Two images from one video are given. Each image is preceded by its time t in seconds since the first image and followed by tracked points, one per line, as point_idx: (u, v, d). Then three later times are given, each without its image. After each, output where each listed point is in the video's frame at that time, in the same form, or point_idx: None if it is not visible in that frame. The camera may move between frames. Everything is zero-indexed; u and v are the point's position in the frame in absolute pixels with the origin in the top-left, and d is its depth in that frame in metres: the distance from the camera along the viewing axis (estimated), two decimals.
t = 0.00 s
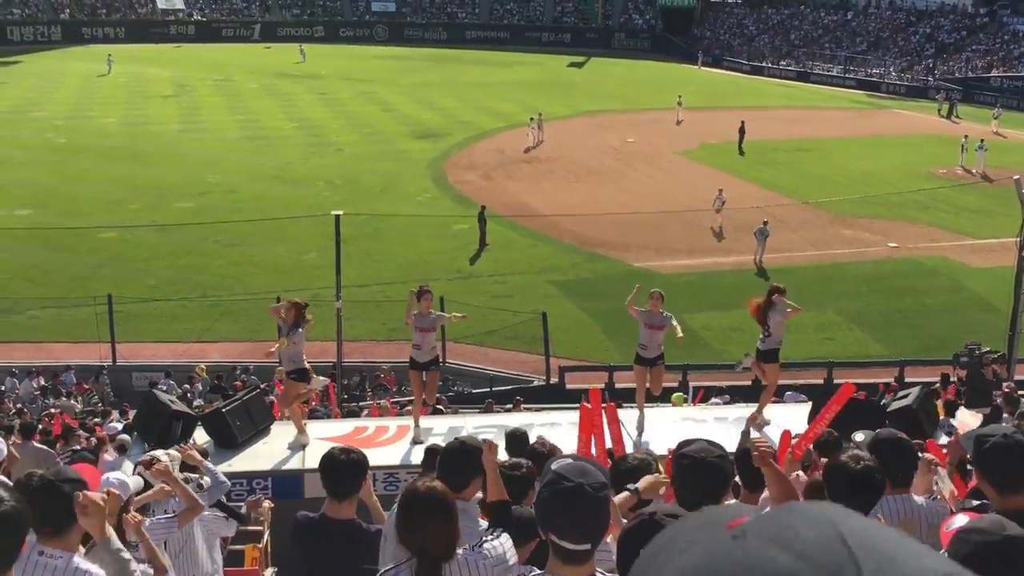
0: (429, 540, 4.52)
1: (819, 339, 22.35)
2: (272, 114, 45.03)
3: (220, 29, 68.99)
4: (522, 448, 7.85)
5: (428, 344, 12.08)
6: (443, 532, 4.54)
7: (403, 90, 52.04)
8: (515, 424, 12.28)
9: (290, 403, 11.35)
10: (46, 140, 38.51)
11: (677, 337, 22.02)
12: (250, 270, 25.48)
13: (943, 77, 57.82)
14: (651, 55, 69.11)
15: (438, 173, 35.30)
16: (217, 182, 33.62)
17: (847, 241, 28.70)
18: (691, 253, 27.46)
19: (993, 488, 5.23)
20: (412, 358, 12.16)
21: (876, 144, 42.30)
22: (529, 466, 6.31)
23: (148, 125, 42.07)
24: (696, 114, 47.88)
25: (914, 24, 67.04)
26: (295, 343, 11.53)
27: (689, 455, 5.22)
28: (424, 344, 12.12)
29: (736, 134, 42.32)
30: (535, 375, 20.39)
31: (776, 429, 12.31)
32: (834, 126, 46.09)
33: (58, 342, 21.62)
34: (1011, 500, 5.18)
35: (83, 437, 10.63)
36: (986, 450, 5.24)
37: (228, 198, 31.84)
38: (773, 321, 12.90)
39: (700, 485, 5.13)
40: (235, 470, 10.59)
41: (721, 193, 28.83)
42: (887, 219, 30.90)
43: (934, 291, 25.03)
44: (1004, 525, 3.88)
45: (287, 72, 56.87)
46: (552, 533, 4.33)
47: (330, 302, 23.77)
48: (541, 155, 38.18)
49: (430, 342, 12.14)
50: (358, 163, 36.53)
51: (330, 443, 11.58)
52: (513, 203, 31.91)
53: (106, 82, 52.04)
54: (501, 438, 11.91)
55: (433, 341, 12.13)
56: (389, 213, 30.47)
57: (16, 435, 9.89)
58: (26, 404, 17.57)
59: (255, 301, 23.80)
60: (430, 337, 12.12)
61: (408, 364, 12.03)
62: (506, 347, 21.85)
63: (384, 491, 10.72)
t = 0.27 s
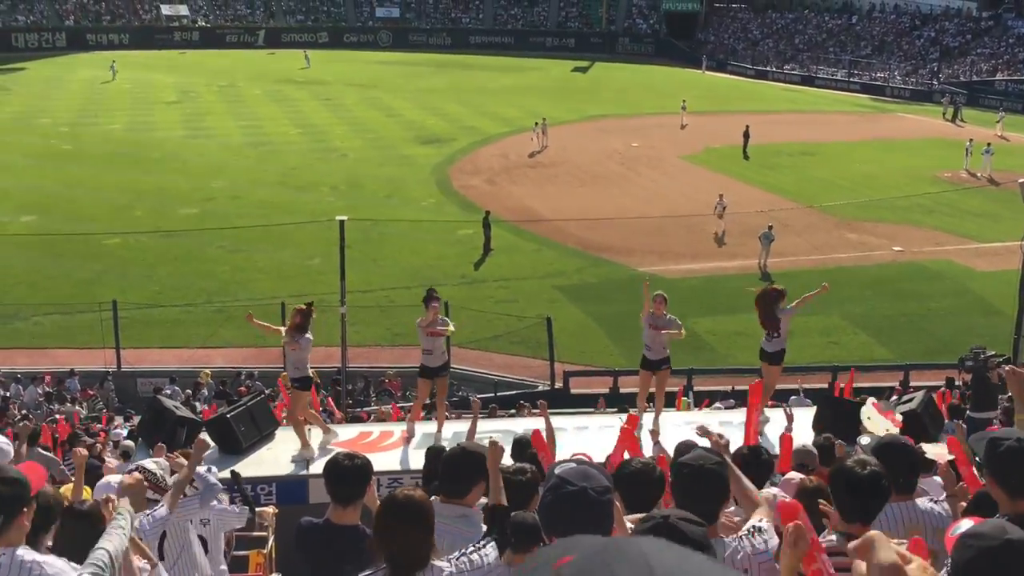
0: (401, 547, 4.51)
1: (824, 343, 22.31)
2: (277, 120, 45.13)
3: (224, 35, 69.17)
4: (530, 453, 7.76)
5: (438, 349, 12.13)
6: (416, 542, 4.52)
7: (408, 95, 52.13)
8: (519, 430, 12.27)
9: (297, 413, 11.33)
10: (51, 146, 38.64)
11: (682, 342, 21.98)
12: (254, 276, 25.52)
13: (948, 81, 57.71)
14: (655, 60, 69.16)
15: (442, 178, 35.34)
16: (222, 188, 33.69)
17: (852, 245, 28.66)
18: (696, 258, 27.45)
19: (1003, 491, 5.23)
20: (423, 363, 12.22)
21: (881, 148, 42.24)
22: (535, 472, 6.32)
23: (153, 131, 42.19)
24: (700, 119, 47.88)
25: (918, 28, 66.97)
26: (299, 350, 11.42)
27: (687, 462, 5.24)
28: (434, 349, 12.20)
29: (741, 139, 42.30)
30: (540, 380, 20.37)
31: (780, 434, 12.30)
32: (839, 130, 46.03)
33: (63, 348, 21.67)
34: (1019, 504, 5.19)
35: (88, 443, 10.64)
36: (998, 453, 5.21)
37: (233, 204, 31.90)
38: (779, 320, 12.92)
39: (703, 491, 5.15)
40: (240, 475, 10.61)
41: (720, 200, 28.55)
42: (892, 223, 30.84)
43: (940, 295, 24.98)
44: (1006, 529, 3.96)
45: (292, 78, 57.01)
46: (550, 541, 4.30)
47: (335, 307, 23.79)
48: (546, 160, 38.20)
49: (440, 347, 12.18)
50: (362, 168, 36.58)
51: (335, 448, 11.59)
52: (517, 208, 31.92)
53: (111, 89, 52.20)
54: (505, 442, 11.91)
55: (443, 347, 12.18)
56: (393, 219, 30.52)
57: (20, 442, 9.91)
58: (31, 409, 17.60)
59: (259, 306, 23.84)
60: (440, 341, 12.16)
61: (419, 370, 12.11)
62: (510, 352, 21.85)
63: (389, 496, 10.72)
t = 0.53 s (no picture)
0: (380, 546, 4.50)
1: (830, 345, 22.29)
2: (283, 126, 45.26)
3: (230, 42, 69.37)
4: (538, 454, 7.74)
5: (445, 346, 12.12)
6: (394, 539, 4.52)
7: (413, 100, 52.24)
8: (525, 434, 12.29)
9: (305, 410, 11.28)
10: (58, 154, 38.77)
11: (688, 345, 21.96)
12: (261, 281, 25.58)
13: (954, 82, 57.63)
14: (660, 63, 69.19)
15: (448, 183, 35.37)
16: (228, 194, 33.76)
17: (859, 247, 28.60)
18: (702, 260, 27.43)
19: (1012, 491, 5.21)
20: (430, 361, 12.22)
21: (887, 150, 42.19)
22: (543, 474, 6.28)
23: (159, 138, 42.31)
24: (705, 121, 47.87)
25: (923, 29, 66.92)
26: (305, 346, 11.53)
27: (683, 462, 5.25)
28: (442, 347, 12.18)
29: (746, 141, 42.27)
30: (546, 383, 20.35)
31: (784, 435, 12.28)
32: (844, 132, 45.97)
33: (71, 354, 21.73)
34: None
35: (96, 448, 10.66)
36: (1007, 453, 5.21)
37: (239, 210, 31.96)
38: (784, 317, 12.91)
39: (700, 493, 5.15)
40: (248, 480, 10.62)
41: (725, 203, 28.62)
42: (899, 224, 30.78)
43: (947, 297, 24.92)
44: (1008, 530, 4.01)
45: (297, 84, 57.12)
46: (558, 527, 4.22)
47: (341, 312, 23.82)
48: (551, 164, 38.22)
49: (447, 346, 12.19)
50: (368, 173, 36.64)
51: (343, 453, 11.61)
52: (523, 211, 31.93)
53: (117, 96, 52.35)
54: (512, 445, 11.91)
55: (450, 344, 12.17)
56: (399, 223, 30.56)
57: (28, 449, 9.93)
58: (39, 416, 17.65)
59: (266, 312, 23.89)
60: (447, 339, 12.15)
61: (426, 367, 12.10)
62: (517, 356, 21.86)
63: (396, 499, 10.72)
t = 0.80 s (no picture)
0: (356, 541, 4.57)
1: (826, 345, 22.31)
2: (280, 124, 45.23)
3: (227, 40, 69.31)
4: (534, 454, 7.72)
5: (445, 352, 12.13)
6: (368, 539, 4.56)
7: (410, 99, 52.22)
8: (521, 434, 12.28)
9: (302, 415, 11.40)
10: (54, 151, 38.70)
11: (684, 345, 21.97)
12: (257, 280, 25.56)
13: (950, 83, 57.69)
14: (657, 62, 69.24)
15: (445, 182, 35.36)
16: (224, 192, 33.70)
17: (855, 247, 28.62)
18: (698, 260, 27.43)
19: (1005, 491, 5.22)
20: (430, 365, 12.24)
21: (884, 150, 42.23)
22: (539, 474, 6.24)
23: (156, 136, 42.25)
24: (702, 121, 47.90)
25: (920, 29, 67.02)
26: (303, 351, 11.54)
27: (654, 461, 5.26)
28: (441, 352, 12.17)
29: (743, 141, 42.30)
30: (543, 383, 20.34)
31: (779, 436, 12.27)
32: (841, 132, 46.01)
33: (66, 352, 21.70)
34: (1021, 504, 5.21)
35: (91, 447, 10.67)
36: (1000, 454, 5.23)
37: (236, 208, 31.90)
38: (776, 324, 12.91)
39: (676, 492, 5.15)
40: (243, 479, 10.62)
41: (721, 204, 28.68)
42: (896, 225, 30.80)
43: (943, 297, 24.94)
44: (1001, 530, 4.00)
45: (294, 82, 57.05)
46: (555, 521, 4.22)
47: (337, 311, 23.80)
48: (548, 163, 38.21)
49: (447, 349, 12.18)
50: (365, 172, 36.60)
51: (338, 452, 11.60)
52: (520, 211, 31.91)
53: (114, 94, 52.27)
54: (507, 445, 11.90)
55: (450, 349, 12.17)
56: (396, 222, 30.54)
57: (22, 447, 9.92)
58: (34, 414, 17.62)
59: (262, 311, 23.86)
60: (447, 344, 12.15)
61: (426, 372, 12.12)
62: (513, 355, 21.85)
63: (391, 498, 10.72)
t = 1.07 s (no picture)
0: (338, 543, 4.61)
1: (828, 354, 22.29)
2: (283, 130, 45.32)
3: (230, 46, 69.50)
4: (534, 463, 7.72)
5: (456, 363, 12.09)
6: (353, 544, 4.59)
7: (413, 106, 52.34)
8: (522, 441, 12.27)
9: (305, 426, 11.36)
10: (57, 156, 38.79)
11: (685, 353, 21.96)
12: (259, 286, 25.57)
13: (952, 92, 57.76)
14: (659, 70, 69.42)
15: (447, 189, 35.40)
16: (227, 198, 33.73)
17: (857, 256, 28.62)
18: (700, 269, 27.43)
19: (1003, 502, 5.21)
20: (440, 377, 12.20)
21: (887, 159, 42.21)
22: (540, 483, 6.47)
23: (158, 141, 42.34)
24: (705, 130, 47.93)
25: (923, 39, 67.16)
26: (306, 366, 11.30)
27: (622, 471, 5.26)
28: (452, 363, 12.16)
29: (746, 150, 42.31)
30: (544, 390, 20.32)
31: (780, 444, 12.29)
32: (844, 141, 46.05)
33: (68, 358, 21.71)
34: (1019, 516, 5.19)
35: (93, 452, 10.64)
36: (998, 464, 5.24)
37: (238, 214, 31.94)
38: (778, 334, 12.86)
39: (644, 498, 5.14)
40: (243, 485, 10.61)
41: (721, 212, 28.46)
42: (898, 234, 30.79)
43: (945, 306, 24.92)
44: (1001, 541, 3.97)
45: (297, 89, 57.14)
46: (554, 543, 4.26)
47: (339, 318, 23.79)
48: (551, 171, 38.24)
49: (457, 360, 12.13)
50: (367, 179, 36.64)
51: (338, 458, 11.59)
52: (522, 218, 31.93)
53: (118, 99, 52.42)
54: (509, 453, 11.89)
55: (460, 359, 12.13)
56: (398, 229, 30.57)
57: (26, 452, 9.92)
58: (35, 418, 17.62)
59: (265, 317, 23.88)
60: (457, 355, 12.13)
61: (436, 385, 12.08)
62: (515, 362, 21.85)
63: (391, 505, 10.69)
